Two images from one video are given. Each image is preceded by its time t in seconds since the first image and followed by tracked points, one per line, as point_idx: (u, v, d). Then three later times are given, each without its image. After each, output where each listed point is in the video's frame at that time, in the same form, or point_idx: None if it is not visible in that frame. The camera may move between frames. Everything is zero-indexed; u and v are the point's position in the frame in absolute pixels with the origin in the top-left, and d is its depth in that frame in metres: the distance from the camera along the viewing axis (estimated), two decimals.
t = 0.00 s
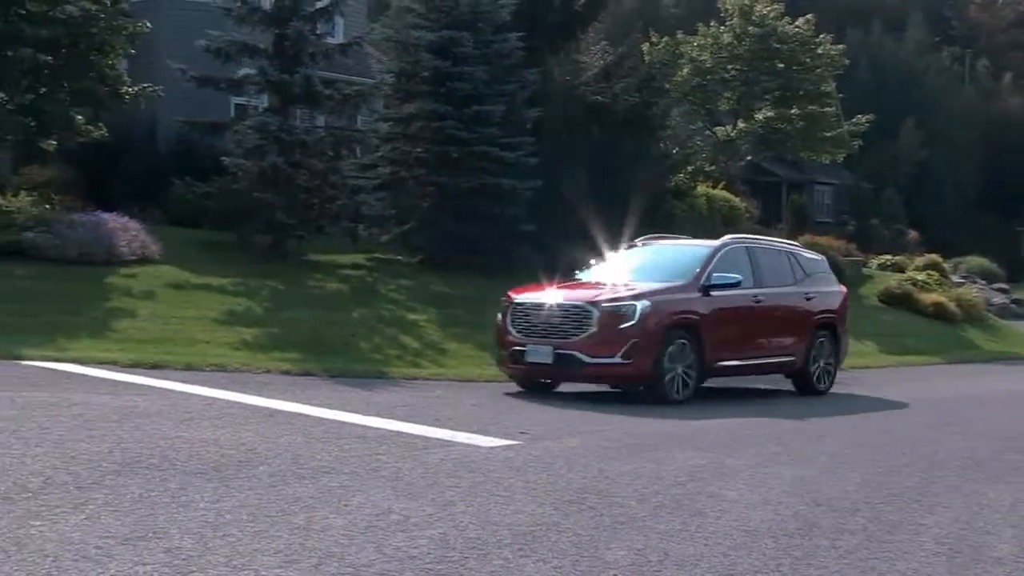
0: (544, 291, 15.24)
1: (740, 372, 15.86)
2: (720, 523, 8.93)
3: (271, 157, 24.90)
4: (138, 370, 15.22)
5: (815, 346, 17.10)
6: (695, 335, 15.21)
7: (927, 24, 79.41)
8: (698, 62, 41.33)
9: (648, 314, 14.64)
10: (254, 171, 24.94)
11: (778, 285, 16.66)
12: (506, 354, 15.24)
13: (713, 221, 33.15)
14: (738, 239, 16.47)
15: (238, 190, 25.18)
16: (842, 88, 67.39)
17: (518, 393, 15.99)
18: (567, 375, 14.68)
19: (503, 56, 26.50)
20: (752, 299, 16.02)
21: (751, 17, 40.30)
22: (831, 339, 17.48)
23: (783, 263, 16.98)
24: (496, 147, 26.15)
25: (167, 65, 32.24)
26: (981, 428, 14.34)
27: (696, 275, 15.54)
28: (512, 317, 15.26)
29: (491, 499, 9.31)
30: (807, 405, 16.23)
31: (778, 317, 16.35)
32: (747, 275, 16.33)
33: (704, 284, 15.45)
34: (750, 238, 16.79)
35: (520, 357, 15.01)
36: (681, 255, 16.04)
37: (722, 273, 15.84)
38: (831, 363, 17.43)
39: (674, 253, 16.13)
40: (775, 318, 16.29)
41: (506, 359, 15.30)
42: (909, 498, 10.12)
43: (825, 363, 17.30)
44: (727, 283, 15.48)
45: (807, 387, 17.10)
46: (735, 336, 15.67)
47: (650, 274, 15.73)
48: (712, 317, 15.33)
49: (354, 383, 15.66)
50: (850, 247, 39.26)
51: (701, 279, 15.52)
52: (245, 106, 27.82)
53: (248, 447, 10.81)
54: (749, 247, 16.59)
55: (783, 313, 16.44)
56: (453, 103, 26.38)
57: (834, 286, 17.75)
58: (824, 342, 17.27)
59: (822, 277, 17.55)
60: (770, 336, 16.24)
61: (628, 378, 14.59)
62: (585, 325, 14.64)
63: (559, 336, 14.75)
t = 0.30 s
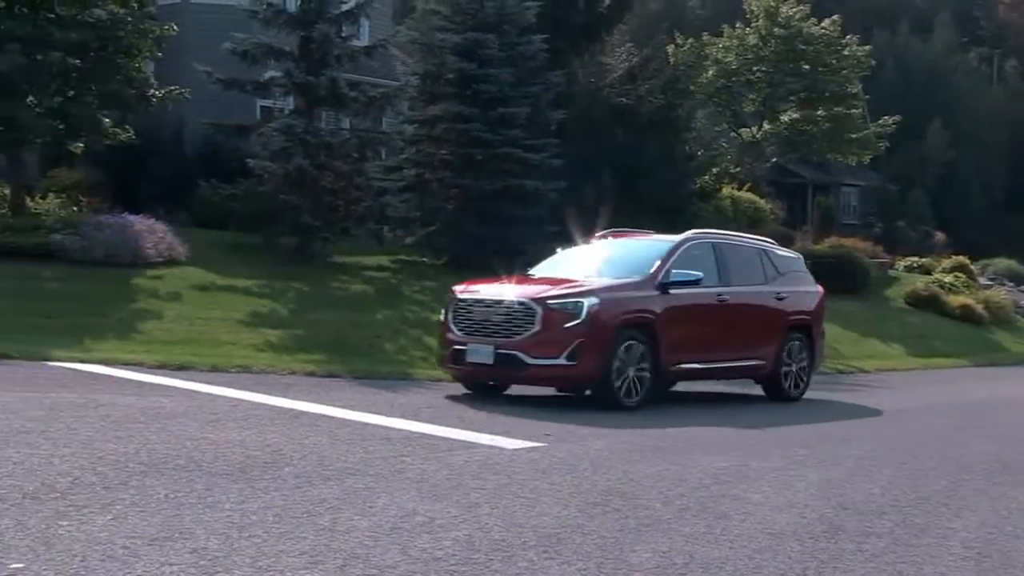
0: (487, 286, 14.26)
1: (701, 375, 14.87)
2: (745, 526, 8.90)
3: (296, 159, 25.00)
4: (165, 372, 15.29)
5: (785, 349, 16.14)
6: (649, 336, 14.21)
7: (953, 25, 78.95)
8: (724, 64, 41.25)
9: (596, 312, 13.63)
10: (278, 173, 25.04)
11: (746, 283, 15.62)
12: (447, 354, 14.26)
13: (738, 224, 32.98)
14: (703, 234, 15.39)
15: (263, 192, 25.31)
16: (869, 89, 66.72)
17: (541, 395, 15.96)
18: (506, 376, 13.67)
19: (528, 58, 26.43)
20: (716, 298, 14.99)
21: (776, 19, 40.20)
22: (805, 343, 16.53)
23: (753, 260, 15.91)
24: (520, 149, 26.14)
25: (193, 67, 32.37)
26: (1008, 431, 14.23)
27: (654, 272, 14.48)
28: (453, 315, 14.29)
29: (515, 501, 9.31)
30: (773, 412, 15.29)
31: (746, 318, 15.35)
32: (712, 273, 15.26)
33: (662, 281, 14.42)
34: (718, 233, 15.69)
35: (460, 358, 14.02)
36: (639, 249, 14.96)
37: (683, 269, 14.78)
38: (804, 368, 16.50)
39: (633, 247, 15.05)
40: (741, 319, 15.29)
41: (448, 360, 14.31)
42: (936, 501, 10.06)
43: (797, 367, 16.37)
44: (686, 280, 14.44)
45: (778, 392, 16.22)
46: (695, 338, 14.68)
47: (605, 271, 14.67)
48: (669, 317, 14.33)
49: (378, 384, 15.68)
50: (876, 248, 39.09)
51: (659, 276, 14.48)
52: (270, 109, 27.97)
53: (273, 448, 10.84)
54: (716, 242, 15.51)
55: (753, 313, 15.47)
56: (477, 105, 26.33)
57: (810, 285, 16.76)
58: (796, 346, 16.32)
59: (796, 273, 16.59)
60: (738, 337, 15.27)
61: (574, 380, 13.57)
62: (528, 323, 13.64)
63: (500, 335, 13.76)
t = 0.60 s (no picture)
0: (445, 283, 13.90)
1: (671, 378, 14.47)
2: (765, 528, 8.87)
3: (316, 162, 25.46)
4: (185, 373, 15.35)
5: (763, 352, 15.77)
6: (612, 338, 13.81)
7: (976, 24, 78.52)
8: (743, 65, 40.60)
9: (554, 311, 13.26)
10: (299, 175, 25.50)
11: (722, 282, 15.26)
12: (404, 353, 13.92)
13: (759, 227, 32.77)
14: (676, 230, 15.03)
15: (282, 194, 25.63)
16: (891, 90, 66.29)
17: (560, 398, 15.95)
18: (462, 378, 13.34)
19: (548, 59, 26.29)
20: (688, 297, 14.61)
21: (796, 20, 40.08)
22: (785, 346, 16.15)
23: (731, 258, 15.55)
24: (540, 151, 26.06)
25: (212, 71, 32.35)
26: None
27: (620, 271, 14.08)
28: (411, 313, 13.94)
29: (533, 503, 9.30)
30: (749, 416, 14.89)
31: (720, 319, 14.98)
32: (687, 271, 14.90)
33: (631, 280, 14.06)
34: (695, 230, 15.34)
35: (417, 359, 13.66)
36: (608, 246, 14.56)
37: (653, 267, 14.43)
38: (783, 372, 16.12)
39: (602, 243, 14.65)
40: (715, 320, 14.91)
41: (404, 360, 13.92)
42: (958, 505, 10.00)
43: (775, 372, 15.98)
44: (656, 279, 14.08)
45: (756, 398, 15.85)
46: (664, 339, 14.30)
47: (571, 267, 14.28)
48: (634, 318, 13.95)
49: (396, 386, 15.71)
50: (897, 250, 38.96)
51: (627, 274, 14.09)
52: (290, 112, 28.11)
53: (293, 449, 10.86)
54: (691, 240, 15.15)
55: (726, 315, 15.10)
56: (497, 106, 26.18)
57: (791, 287, 16.40)
58: (774, 349, 15.94)
59: (777, 274, 16.26)
60: (711, 341, 14.89)
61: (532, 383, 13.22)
62: (485, 323, 13.27)
63: (458, 336, 13.41)
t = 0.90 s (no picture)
0: (421, 280, 13.71)
1: (659, 380, 14.37)
2: (783, 531, 8.85)
3: (332, 164, 25.44)
4: (201, 374, 15.38)
5: (755, 353, 15.70)
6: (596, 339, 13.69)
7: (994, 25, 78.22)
8: (760, 67, 40.13)
9: (534, 310, 13.11)
10: (316, 176, 25.55)
11: (711, 282, 15.18)
12: (379, 352, 13.72)
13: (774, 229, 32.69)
14: (663, 228, 14.94)
15: (299, 196, 25.72)
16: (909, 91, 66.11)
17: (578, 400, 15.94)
18: (438, 378, 13.15)
19: (564, 61, 26.25)
20: (675, 297, 14.50)
21: (813, 21, 40.01)
22: (777, 348, 16.08)
23: (720, 258, 15.48)
24: (556, 153, 26.06)
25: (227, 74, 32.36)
26: None
27: (603, 270, 13.96)
28: (386, 312, 13.73)
29: (550, 505, 9.30)
30: (741, 419, 14.75)
31: (709, 320, 14.90)
32: (674, 270, 14.82)
33: (615, 278, 13.94)
34: (683, 229, 15.27)
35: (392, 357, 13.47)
36: (593, 245, 14.44)
37: (639, 266, 14.33)
38: (776, 374, 16.06)
39: (587, 243, 14.53)
40: (704, 320, 14.82)
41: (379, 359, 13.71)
42: (977, 508, 9.95)
43: (768, 374, 15.92)
44: (641, 278, 13.98)
45: (747, 400, 15.75)
46: (652, 340, 14.21)
47: (555, 266, 14.15)
48: (620, 318, 13.83)
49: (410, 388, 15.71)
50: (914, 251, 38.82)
51: (611, 273, 13.98)
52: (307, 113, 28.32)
53: (310, 451, 10.87)
54: (678, 238, 15.07)
55: (716, 315, 15.00)
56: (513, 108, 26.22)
57: (785, 288, 16.35)
58: (767, 351, 15.88)
59: (768, 274, 16.17)
60: (700, 342, 14.78)
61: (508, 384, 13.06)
62: (463, 322, 13.10)
63: (435, 333, 13.23)
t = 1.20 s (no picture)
0: (413, 280, 13.73)
1: (652, 381, 14.36)
2: (791, 532, 8.83)
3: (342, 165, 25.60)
4: (209, 375, 15.42)
5: (751, 355, 15.68)
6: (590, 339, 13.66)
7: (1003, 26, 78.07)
8: (769, 68, 40.33)
9: (524, 310, 13.06)
10: (324, 177, 25.63)
11: (706, 283, 15.15)
12: (370, 353, 13.77)
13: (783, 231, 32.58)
14: (658, 228, 14.94)
15: (308, 197, 25.78)
16: (917, 92, 66.10)
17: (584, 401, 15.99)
18: (427, 378, 13.15)
19: (573, 62, 26.22)
20: (670, 298, 14.48)
21: (822, 22, 39.84)
22: (775, 350, 16.07)
23: (717, 258, 15.46)
24: (564, 153, 26.04)
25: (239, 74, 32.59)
26: None
27: (596, 268, 13.94)
28: (377, 312, 13.79)
29: (558, 506, 9.30)
30: (741, 420, 14.76)
31: (705, 320, 14.87)
32: (669, 270, 14.81)
33: (608, 279, 13.91)
34: (679, 229, 15.26)
35: (382, 357, 13.51)
36: (592, 245, 14.42)
37: (633, 266, 14.31)
38: (773, 377, 16.05)
39: (583, 242, 14.52)
40: (699, 322, 14.80)
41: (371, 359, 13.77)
42: (985, 510, 9.93)
43: (764, 375, 15.90)
44: (635, 278, 13.94)
45: (742, 403, 15.74)
46: (647, 341, 14.18)
47: (550, 265, 14.16)
48: (614, 319, 13.81)
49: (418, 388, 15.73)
50: (922, 252, 38.77)
51: (605, 273, 13.95)
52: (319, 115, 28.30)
53: (318, 451, 10.89)
54: (675, 239, 15.07)
55: (712, 316, 14.98)
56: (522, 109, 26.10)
57: (783, 289, 16.38)
58: (763, 352, 15.86)
59: (766, 274, 16.19)
60: (696, 343, 14.77)
61: (497, 385, 13.01)
62: (452, 322, 13.09)
63: (424, 334, 13.24)
